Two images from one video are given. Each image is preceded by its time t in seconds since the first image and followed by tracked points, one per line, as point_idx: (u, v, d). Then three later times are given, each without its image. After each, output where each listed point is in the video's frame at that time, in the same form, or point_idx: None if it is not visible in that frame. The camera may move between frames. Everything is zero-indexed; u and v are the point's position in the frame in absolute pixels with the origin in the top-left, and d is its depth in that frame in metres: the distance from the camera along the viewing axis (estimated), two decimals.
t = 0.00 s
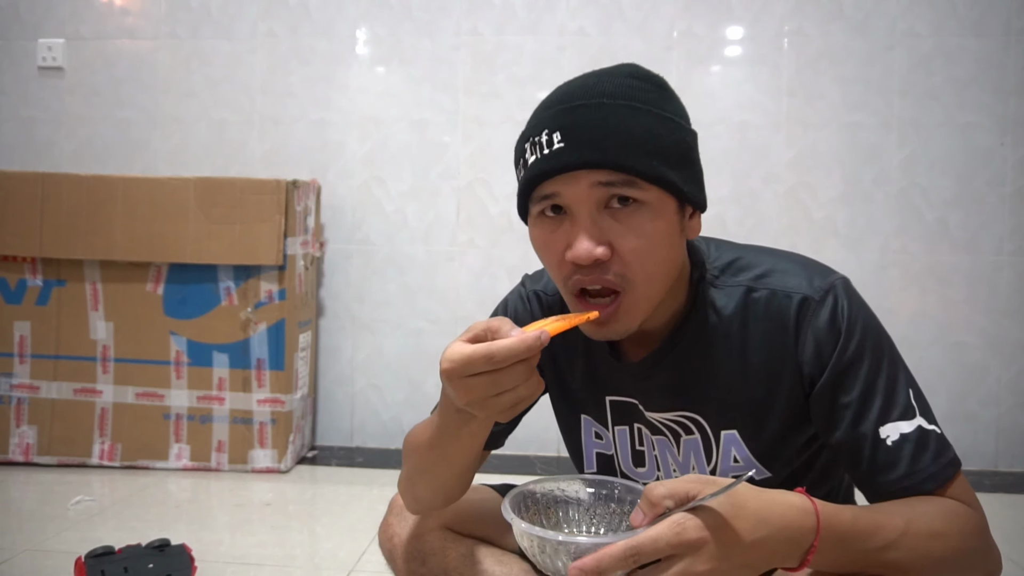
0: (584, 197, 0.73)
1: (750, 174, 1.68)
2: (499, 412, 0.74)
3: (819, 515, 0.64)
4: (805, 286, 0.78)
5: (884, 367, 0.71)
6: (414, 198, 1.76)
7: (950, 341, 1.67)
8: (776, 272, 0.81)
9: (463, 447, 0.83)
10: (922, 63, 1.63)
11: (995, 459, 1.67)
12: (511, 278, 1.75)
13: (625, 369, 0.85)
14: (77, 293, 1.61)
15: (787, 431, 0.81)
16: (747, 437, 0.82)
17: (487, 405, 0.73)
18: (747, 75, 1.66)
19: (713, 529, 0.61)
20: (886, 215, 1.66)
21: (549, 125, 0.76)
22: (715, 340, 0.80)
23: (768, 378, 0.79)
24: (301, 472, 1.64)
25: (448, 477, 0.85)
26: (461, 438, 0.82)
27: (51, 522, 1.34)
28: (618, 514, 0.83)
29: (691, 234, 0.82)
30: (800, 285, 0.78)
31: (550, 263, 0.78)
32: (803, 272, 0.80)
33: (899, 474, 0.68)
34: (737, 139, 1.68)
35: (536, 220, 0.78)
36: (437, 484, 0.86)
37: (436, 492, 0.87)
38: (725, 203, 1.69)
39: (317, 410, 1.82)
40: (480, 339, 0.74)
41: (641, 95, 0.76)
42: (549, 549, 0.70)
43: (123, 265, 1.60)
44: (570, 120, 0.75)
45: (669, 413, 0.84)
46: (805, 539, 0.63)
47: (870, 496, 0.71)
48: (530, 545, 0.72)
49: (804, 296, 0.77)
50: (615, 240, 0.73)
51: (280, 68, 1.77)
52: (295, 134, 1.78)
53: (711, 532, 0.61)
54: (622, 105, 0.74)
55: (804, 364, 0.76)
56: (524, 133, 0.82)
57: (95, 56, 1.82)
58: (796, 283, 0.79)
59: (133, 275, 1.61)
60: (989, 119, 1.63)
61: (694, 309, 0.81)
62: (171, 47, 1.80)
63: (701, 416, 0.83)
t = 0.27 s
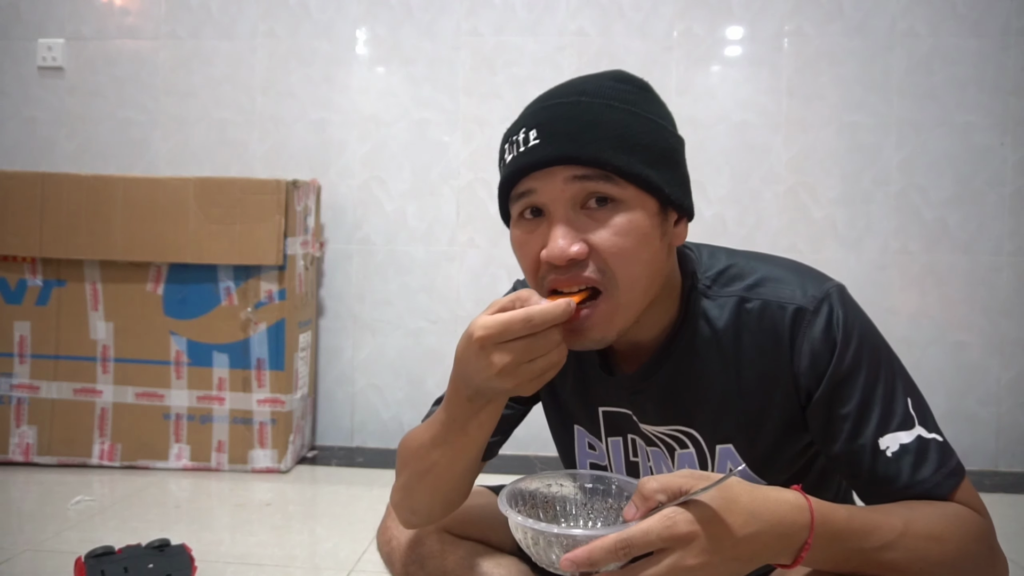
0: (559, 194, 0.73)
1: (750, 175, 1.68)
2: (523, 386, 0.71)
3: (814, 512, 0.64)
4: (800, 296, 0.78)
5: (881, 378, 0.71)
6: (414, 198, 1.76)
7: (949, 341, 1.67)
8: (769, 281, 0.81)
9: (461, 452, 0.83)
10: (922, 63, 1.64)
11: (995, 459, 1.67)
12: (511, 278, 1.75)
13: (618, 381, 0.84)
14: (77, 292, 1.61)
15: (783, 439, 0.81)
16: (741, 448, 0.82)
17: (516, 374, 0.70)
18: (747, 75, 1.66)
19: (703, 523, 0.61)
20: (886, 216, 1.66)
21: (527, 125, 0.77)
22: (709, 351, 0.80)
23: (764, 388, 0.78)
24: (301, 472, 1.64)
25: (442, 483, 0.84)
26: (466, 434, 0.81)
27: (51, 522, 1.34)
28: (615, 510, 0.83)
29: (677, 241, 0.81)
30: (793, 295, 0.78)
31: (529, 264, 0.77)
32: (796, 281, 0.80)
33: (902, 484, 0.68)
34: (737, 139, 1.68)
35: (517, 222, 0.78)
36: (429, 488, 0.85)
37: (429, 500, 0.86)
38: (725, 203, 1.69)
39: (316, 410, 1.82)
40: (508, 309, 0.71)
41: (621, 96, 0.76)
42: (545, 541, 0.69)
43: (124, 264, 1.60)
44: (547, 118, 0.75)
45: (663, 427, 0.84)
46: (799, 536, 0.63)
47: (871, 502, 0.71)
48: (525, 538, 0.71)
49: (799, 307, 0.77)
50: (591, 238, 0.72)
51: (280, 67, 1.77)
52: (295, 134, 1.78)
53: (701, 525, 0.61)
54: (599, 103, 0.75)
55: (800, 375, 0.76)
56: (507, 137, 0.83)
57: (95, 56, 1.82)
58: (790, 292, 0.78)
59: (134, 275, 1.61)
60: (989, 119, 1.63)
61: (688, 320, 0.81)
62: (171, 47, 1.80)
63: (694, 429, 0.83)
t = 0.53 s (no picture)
0: (553, 207, 0.73)
1: (750, 175, 1.68)
2: (508, 375, 0.71)
3: (815, 514, 0.64)
4: (800, 299, 0.77)
5: (880, 382, 0.71)
6: (414, 198, 1.76)
7: (950, 341, 1.66)
8: (768, 285, 0.81)
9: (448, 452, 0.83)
10: (922, 63, 1.63)
11: (995, 459, 1.67)
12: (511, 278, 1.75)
13: (617, 386, 0.84)
14: (77, 292, 1.61)
15: (783, 442, 0.81)
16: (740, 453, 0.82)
17: (500, 359, 0.70)
18: (747, 75, 1.66)
19: (704, 526, 0.61)
20: (886, 216, 1.66)
21: (516, 138, 0.78)
22: (707, 356, 0.80)
23: (763, 392, 0.78)
24: (301, 472, 1.64)
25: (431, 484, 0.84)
26: (456, 430, 0.81)
27: (51, 522, 1.35)
28: (615, 512, 0.83)
29: (673, 245, 0.82)
30: (792, 299, 0.78)
31: (525, 277, 0.76)
32: (795, 284, 0.79)
33: (904, 487, 0.68)
34: (737, 139, 1.68)
35: (511, 234, 0.78)
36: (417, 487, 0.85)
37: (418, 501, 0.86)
38: (725, 203, 1.69)
39: (317, 410, 1.82)
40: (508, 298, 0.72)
41: (609, 102, 0.77)
42: (544, 544, 0.69)
43: (124, 264, 1.60)
44: (536, 130, 0.76)
45: (662, 432, 0.84)
46: (800, 537, 0.63)
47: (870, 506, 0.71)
48: (525, 541, 0.72)
49: (798, 311, 0.76)
50: (586, 248, 0.72)
51: (280, 68, 1.77)
52: (295, 134, 1.78)
53: (703, 528, 0.61)
54: (588, 112, 0.75)
55: (800, 379, 0.75)
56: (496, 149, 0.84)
57: (95, 56, 1.82)
58: (789, 296, 0.78)
59: (134, 275, 1.61)
60: (990, 119, 1.63)
61: (687, 325, 0.81)
62: (171, 47, 1.80)
63: (693, 434, 0.83)
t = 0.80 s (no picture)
0: (575, 197, 0.73)
1: (750, 175, 1.68)
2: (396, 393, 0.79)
3: (819, 515, 0.64)
4: (804, 295, 0.77)
5: (883, 379, 0.71)
6: (414, 198, 1.76)
7: (949, 341, 1.67)
8: (773, 280, 0.81)
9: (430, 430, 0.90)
10: (922, 63, 1.64)
11: (995, 459, 1.67)
12: (511, 278, 1.75)
13: (619, 379, 0.84)
14: (77, 292, 1.62)
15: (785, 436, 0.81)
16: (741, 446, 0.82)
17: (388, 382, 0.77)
18: (747, 75, 1.66)
19: (711, 528, 0.60)
20: (886, 216, 1.66)
21: (538, 126, 0.77)
22: (710, 350, 0.80)
23: (766, 387, 0.78)
24: (301, 472, 1.64)
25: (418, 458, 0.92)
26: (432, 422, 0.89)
27: (51, 522, 1.35)
28: (617, 513, 0.83)
29: (686, 237, 0.82)
30: (797, 295, 0.78)
31: (545, 267, 0.77)
32: (800, 280, 0.80)
33: (904, 483, 0.68)
34: (737, 139, 1.68)
35: (529, 223, 0.78)
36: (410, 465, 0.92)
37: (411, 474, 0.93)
38: (725, 203, 1.69)
39: (316, 410, 1.82)
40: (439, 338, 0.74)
41: (630, 94, 0.76)
42: (547, 547, 0.70)
43: (124, 265, 1.60)
44: (559, 120, 0.75)
45: (662, 423, 0.84)
46: (803, 538, 0.63)
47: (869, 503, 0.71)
48: (528, 543, 0.72)
49: (801, 306, 0.77)
50: (606, 240, 0.72)
51: (280, 68, 1.77)
52: (295, 134, 1.78)
53: (709, 530, 0.60)
54: (611, 104, 0.75)
55: (803, 375, 0.75)
56: (513, 136, 0.83)
57: (95, 56, 1.82)
58: (793, 292, 0.78)
59: (134, 275, 1.61)
60: (989, 119, 1.63)
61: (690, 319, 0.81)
62: (171, 47, 1.80)
63: (695, 426, 0.83)
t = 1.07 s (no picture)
0: (590, 181, 0.73)
1: (750, 175, 1.68)
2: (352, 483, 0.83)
3: (819, 515, 0.64)
4: (805, 289, 0.77)
5: (885, 371, 0.71)
6: (414, 198, 1.76)
7: (950, 341, 1.67)
8: (776, 274, 0.80)
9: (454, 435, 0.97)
10: (922, 63, 1.63)
11: (995, 459, 1.67)
12: (511, 278, 1.75)
13: (619, 370, 0.84)
14: (77, 293, 1.61)
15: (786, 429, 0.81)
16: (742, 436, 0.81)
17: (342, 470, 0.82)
18: (747, 75, 1.66)
19: (715, 529, 0.60)
20: (886, 216, 1.66)
21: (555, 111, 0.77)
22: (710, 342, 0.80)
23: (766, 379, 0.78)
24: (301, 472, 1.64)
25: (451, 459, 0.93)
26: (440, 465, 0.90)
27: (51, 522, 1.34)
28: (617, 512, 0.84)
29: (691, 225, 0.83)
30: (798, 287, 0.77)
31: (556, 251, 0.77)
32: (802, 275, 0.79)
33: (901, 476, 0.68)
34: (738, 139, 1.68)
35: (542, 206, 0.78)
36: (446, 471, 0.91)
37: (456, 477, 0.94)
38: (725, 203, 1.69)
39: (317, 410, 1.82)
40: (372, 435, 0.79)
41: (643, 84, 0.77)
42: (549, 547, 0.70)
43: (123, 265, 1.60)
44: (576, 105, 0.75)
45: (661, 412, 0.84)
46: (804, 538, 0.63)
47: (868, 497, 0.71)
48: (530, 544, 0.72)
49: (803, 300, 0.76)
50: (619, 222, 0.73)
51: (280, 67, 1.77)
52: (295, 134, 1.78)
53: (713, 531, 0.60)
54: (627, 92, 0.75)
55: (803, 367, 0.75)
56: (527, 121, 0.83)
57: (95, 56, 1.81)
58: (794, 285, 0.77)
59: (133, 275, 1.61)
60: (990, 119, 1.63)
61: (691, 310, 0.81)
62: (171, 47, 1.79)
63: (696, 413, 0.82)
